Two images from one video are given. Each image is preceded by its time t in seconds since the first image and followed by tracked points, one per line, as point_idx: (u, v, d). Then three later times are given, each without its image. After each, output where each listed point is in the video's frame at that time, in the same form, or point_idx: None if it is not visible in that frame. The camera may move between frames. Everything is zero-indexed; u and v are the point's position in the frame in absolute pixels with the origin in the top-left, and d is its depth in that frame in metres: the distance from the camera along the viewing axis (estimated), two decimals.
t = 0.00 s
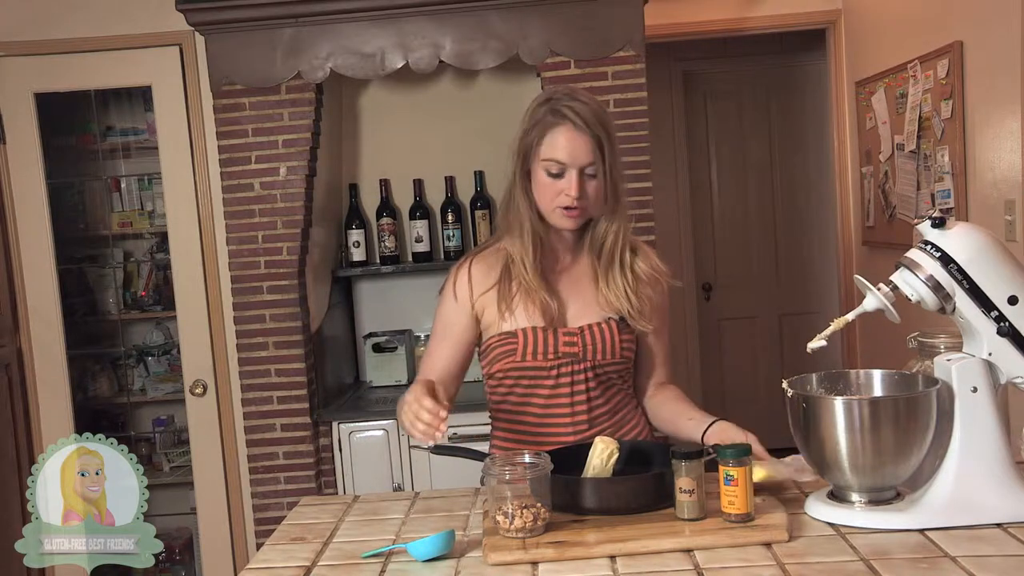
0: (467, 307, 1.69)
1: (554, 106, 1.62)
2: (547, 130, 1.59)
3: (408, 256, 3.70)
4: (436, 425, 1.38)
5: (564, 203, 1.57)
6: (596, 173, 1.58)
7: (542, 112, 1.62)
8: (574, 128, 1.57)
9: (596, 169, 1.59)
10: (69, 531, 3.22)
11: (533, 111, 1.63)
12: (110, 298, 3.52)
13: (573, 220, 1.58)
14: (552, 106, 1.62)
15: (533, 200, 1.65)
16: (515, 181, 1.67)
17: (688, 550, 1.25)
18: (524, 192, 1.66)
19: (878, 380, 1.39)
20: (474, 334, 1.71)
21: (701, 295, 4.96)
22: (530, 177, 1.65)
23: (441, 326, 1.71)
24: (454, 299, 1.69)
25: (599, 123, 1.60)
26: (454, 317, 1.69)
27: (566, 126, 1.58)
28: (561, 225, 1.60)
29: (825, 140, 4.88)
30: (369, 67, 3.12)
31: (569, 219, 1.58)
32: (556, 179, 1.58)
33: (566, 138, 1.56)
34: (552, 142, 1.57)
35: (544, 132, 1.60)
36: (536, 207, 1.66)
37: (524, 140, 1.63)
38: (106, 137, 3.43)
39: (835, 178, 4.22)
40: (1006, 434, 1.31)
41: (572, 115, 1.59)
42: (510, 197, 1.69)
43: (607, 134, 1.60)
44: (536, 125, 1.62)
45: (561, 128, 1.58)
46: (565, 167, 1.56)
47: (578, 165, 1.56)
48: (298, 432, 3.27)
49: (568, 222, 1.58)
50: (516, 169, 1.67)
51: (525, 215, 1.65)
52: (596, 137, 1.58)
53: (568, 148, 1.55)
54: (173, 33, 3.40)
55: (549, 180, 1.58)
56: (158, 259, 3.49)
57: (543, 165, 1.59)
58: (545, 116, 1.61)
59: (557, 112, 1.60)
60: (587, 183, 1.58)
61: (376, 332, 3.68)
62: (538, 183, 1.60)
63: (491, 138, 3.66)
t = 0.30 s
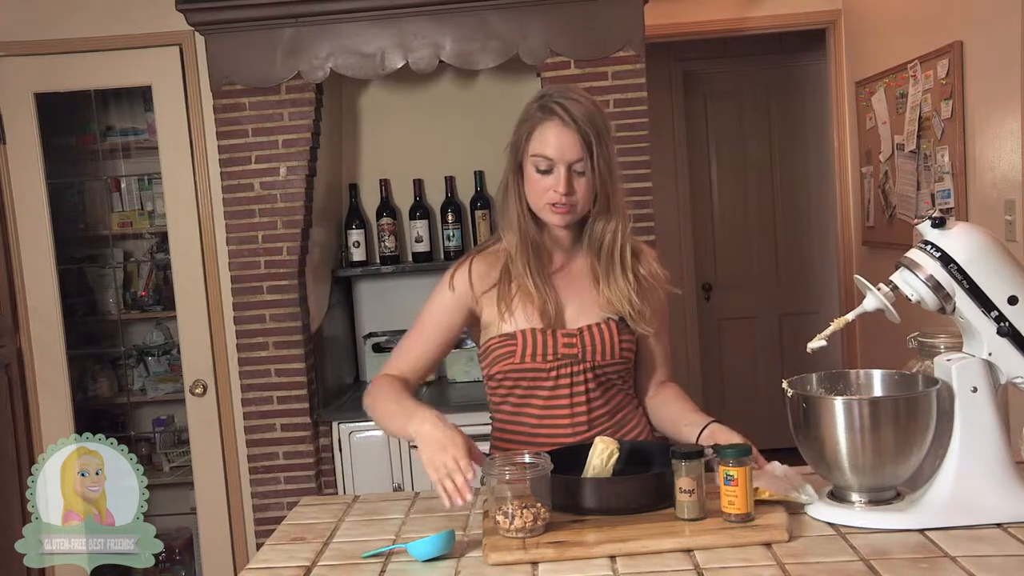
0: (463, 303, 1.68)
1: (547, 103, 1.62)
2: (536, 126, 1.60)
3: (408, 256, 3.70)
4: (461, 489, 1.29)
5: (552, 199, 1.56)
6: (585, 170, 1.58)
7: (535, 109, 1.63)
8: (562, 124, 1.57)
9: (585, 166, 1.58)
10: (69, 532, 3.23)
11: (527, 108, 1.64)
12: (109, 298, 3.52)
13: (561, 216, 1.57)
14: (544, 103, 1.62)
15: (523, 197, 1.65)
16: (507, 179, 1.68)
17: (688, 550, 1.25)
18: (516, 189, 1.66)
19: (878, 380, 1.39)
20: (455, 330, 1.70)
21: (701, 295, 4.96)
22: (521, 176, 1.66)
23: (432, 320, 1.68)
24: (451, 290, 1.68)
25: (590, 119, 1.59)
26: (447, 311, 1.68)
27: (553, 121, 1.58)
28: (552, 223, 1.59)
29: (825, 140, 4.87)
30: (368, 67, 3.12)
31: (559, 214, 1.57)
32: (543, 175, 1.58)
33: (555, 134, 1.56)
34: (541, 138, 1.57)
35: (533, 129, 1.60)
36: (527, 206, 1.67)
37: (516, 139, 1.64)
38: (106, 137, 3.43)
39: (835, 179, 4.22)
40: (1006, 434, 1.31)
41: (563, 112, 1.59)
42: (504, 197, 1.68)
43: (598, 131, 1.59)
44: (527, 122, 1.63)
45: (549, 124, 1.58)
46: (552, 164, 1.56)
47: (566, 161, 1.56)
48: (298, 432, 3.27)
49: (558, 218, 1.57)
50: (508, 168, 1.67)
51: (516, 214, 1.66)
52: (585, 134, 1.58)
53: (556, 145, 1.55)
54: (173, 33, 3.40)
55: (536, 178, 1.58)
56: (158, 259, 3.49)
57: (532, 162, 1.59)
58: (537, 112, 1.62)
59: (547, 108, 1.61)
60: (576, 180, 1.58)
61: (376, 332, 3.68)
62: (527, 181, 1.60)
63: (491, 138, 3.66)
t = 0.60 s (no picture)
0: (466, 303, 1.63)
1: (552, 98, 1.63)
2: (539, 118, 1.61)
3: (408, 256, 3.70)
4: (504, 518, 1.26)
5: (550, 193, 1.56)
6: (586, 166, 1.58)
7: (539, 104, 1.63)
8: (566, 119, 1.58)
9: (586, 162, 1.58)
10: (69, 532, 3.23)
11: (531, 103, 1.65)
12: (110, 297, 3.52)
13: (558, 211, 1.57)
14: (549, 99, 1.63)
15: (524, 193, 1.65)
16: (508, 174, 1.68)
17: (688, 550, 1.25)
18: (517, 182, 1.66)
19: (878, 380, 1.39)
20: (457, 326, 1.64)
21: (701, 295, 4.96)
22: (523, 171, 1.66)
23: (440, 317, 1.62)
24: (456, 289, 1.63)
25: (594, 115, 1.60)
26: (452, 308, 1.62)
27: (558, 115, 1.59)
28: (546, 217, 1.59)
29: (825, 140, 4.88)
30: (369, 67, 3.12)
31: (555, 210, 1.57)
32: (544, 167, 1.58)
33: (558, 127, 1.57)
34: (544, 131, 1.58)
35: (537, 122, 1.61)
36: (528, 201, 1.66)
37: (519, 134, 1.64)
38: (106, 137, 3.43)
39: (836, 179, 4.22)
40: (1007, 434, 1.31)
41: (568, 107, 1.59)
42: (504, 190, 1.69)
43: (601, 127, 1.60)
44: (531, 116, 1.63)
45: (554, 117, 1.59)
46: (554, 156, 1.56)
47: (567, 154, 1.56)
48: (298, 432, 3.27)
49: (553, 214, 1.57)
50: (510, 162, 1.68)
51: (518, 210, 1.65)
52: (589, 128, 1.58)
53: (559, 138, 1.56)
54: (173, 33, 3.40)
55: (537, 170, 1.58)
56: (158, 259, 3.49)
57: (534, 155, 1.59)
58: (541, 106, 1.62)
59: (553, 102, 1.61)
60: (576, 175, 1.58)
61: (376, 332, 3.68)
62: (528, 174, 1.60)
63: (491, 138, 3.66)
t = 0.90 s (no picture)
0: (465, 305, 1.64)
1: (558, 98, 1.62)
2: (546, 119, 1.60)
3: (408, 256, 3.70)
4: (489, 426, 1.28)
5: (555, 195, 1.56)
6: (592, 168, 1.59)
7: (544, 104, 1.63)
8: (573, 119, 1.57)
9: (593, 163, 1.59)
10: (69, 532, 3.23)
11: (537, 102, 1.65)
12: (109, 297, 3.52)
13: (561, 213, 1.58)
14: (555, 99, 1.62)
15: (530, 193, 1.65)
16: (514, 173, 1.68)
17: (688, 550, 1.25)
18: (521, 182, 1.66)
19: (878, 380, 1.39)
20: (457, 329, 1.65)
21: (701, 295, 4.96)
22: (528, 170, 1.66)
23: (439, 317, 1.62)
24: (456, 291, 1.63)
25: (599, 116, 1.60)
26: (452, 309, 1.63)
27: (565, 116, 1.59)
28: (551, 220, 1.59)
29: (825, 140, 4.88)
30: (368, 67, 3.12)
31: (560, 212, 1.58)
32: (550, 168, 1.57)
33: (564, 128, 1.57)
34: (550, 132, 1.58)
35: (543, 122, 1.61)
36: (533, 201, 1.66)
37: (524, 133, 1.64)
38: (106, 137, 3.43)
39: (836, 179, 4.22)
40: (1006, 434, 1.31)
41: (574, 107, 1.59)
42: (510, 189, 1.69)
43: (608, 129, 1.60)
44: (536, 116, 1.63)
45: (561, 118, 1.58)
46: (560, 157, 1.56)
47: (573, 155, 1.56)
48: (298, 432, 3.27)
49: (558, 216, 1.58)
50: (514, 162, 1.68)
51: (522, 208, 1.65)
52: (596, 130, 1.58)
53: (566, 138, 1.56)
54: (173, 33, 3.40)
55: (542, 171, 1.58)
56: (158, 259, 3.49)
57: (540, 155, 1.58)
58: (548, 106, 1.62)
59: (559, 102, 1.61)
60: (582, 176, 1.58)
61: (376, 332, 3.68)
62: (533, 175, 1.60)
63: (491, 139, 3.66)
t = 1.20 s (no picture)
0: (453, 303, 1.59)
1: (553, 98, 1.65)
2: (543, 119, 1.63)
3: (408, 256, 3.70)
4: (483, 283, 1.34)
5: (558, 193, 1.57)
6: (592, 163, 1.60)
7: (541, 104, 1.65)
8: (570, 117, 1.60)
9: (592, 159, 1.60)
10: (69, 532, 3.22)
11: (533, 103, 1.67)
12: (109, 298, 3.52)
13: (568, 212, 1.57)
14: (551, 99, 1.64)
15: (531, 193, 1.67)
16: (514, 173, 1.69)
17: (688, 550, 1.25)
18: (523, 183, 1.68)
19: (878, 380, 1.39)
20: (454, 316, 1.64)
21: (701, 295, 4.96)
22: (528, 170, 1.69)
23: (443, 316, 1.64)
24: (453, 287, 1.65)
25: (596, 114, 1.61)
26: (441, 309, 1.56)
27: (560, 114, 1.61)
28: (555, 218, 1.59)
29: (825, 140, 4.88)
30: (368, 67, 3.12)
31: (568, 211, 1.57)
32: (551, 166, 1.59)
33: (563, 126, 1.59)
34: (549, 130, 1.60)
35: (540, 122, 1.63)
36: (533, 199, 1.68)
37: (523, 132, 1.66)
38: (106, 137, 3.43)
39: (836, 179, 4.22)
40: (1007, 433, 1.31)
41: (570, 106, 1.61)
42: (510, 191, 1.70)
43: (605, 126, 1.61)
44: (533, 117, 1.65)
45: (557, 117, 1.61)
46: (559, 153, 1.58)
47: (573, 151, 1.58)
48: (298, 432, 3.27)
49: (563, 213, 1.58)
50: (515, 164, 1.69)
51: (523, 206, 1.67)
52: (593, 125, 1.60)
53: (563, 134, 1.58)
54: (173, 33, 3.40)
55: (543, 169, 1.60)
56: (158, 259, 3.49)
57: (540, 153, 1.60)
58: (544, 107, 1.64)
59: (554, 103, 1.63)
60: (582, 170, 1.59)
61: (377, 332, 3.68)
62: (534, 174, 1.61)
63: (491, 138, 3.66)
